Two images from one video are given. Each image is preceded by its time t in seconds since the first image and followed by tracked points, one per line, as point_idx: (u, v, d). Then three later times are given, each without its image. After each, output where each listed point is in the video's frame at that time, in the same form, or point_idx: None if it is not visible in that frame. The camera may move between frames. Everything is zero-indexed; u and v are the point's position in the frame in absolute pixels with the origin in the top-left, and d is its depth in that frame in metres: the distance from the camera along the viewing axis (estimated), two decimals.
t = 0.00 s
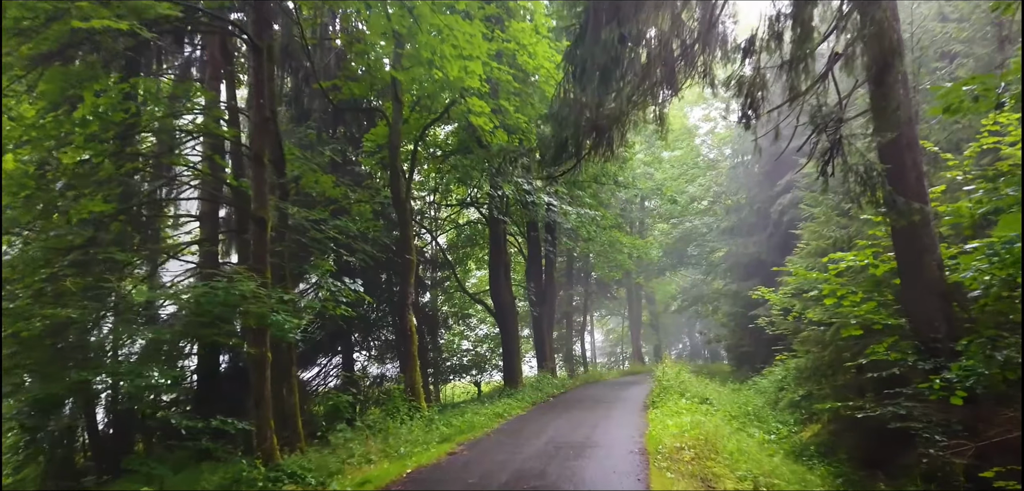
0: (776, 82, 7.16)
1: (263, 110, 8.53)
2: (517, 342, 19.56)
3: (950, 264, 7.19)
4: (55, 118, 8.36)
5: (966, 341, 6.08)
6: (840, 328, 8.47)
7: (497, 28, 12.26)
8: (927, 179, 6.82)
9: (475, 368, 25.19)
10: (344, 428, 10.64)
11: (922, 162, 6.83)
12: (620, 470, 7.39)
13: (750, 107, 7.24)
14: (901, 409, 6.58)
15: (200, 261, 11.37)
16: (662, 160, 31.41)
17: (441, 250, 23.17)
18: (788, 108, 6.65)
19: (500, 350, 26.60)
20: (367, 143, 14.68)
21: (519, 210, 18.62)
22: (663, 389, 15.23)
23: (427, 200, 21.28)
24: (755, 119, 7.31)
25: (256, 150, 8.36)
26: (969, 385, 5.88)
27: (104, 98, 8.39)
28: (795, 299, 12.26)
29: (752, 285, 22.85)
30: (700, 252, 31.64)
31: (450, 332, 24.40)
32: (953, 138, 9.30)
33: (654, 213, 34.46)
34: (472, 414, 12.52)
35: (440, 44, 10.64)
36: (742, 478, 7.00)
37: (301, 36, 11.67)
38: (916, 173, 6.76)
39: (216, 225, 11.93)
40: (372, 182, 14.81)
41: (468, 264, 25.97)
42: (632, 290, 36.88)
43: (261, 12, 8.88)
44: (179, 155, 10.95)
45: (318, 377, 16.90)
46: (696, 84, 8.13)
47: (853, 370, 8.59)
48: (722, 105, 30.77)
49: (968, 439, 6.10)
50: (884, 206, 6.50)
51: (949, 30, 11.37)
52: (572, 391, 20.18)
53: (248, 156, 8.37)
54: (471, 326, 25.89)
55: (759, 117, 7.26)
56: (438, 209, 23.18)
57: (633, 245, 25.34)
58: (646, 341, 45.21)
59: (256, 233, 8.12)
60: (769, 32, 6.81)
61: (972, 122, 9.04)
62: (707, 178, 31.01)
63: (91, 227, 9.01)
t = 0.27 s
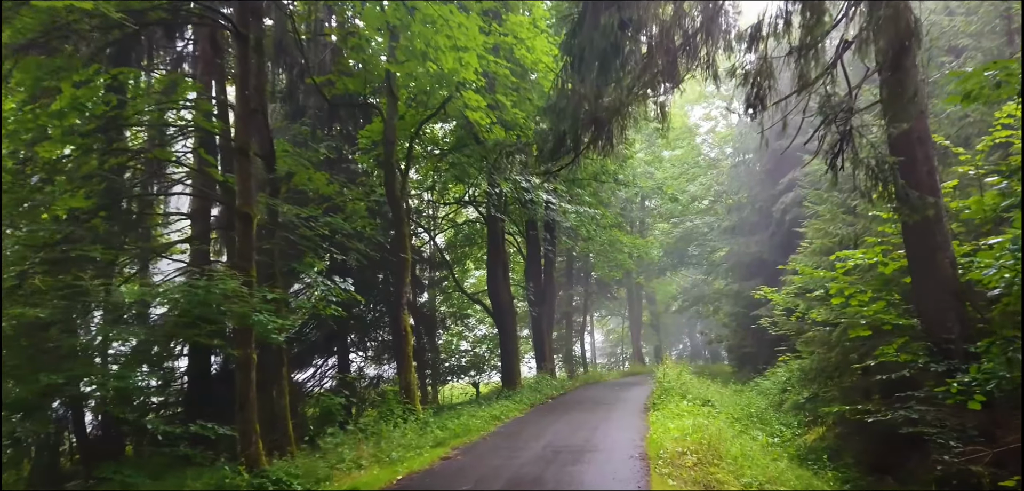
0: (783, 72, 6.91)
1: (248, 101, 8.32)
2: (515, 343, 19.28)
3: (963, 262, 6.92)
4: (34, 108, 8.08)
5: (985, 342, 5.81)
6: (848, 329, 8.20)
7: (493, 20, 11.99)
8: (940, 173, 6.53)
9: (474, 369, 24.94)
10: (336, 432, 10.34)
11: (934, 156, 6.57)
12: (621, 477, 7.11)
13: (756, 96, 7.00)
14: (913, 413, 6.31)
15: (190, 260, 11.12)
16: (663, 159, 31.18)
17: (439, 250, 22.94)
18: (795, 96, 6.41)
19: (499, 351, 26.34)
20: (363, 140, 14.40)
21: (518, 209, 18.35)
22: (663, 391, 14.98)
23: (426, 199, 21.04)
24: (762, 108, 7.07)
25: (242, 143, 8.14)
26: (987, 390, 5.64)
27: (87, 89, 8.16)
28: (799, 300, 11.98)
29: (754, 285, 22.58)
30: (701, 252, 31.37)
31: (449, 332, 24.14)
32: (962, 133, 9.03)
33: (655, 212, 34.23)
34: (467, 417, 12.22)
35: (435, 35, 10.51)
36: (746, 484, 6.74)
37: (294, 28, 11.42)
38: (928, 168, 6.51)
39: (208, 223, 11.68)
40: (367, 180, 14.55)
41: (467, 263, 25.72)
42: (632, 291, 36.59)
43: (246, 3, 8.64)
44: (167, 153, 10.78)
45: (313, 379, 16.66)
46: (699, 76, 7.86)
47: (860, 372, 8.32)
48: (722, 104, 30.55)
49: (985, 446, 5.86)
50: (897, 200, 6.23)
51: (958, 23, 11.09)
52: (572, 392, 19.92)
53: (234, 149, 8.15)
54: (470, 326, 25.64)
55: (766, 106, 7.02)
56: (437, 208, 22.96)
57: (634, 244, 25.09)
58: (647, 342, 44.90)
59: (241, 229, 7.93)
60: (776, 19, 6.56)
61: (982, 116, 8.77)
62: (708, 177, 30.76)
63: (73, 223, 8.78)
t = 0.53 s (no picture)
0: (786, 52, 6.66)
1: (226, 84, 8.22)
2: (510, 341, 18.97)
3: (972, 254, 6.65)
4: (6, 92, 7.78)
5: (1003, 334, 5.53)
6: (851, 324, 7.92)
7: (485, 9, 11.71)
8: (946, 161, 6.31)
9: (469, 369, 24.62)
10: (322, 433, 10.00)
11: (943, 143, 6.32)
12: (615, 477, 6.81)
13: (760, 75, 6.78)
14: (923, 411, 6.00)
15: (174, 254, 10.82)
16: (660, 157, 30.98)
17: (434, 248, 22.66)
18: (798, 76, 6.19)
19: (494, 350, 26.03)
20: (353, 134, 14.08)
21: (513, 205, 18.07)
22: (660, 390, 14.69)
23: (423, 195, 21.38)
24: (764, 89, 6.86)
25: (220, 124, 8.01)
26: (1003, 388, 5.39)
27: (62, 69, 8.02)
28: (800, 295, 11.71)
29: (752, 283, 22.31)
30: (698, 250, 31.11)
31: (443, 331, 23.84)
32: (964, 122, 8.81)
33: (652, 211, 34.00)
34: (458, 416, 11.88)
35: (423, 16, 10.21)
36: (746, 485, 6.45)
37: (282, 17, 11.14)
38: (936, 154, 6.25)
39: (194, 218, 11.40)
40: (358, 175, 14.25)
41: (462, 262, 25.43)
42: (629, 290, 36.35)
43: None
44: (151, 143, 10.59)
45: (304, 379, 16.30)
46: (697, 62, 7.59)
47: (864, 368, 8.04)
48: (720, 102, 30.41)
49: (998, 445, 5.62)
50: (905, 185, 6.01)
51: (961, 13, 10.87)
52: (568, 392, 19.60)
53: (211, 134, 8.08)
54: (464, 325, 25.33)
55: (769, 87, 6.80)
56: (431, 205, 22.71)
57: (630, 242, 24.86)
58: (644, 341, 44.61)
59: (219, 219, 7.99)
60: None
61: (985, 105, 8.55)
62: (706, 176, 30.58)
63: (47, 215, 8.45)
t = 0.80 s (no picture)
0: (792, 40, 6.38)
1: (205, 78, 8.27)
2: (506, 342, 18.65)
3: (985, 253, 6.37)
4: None
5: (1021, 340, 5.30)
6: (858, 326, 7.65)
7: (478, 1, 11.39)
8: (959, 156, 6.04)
9: (465, 370, 24.33)
10: (310, 440, 9.68)
11: (954, 137, 6.05)
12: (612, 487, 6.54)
13: (764, 65, 6.51)
14: (936, 419, 5.78)
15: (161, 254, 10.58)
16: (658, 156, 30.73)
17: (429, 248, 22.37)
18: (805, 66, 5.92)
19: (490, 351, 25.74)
20: (345, 131, 13.77)
21: (509, 203, 17.76)
22: (659, 392, 14.41)
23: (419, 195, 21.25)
24: (769, 79, 6.58)
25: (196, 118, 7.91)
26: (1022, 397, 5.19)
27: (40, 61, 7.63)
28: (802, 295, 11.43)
29: (751, 283, 22.03)
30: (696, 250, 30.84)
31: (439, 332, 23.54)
32: (972, 117, 8.53)
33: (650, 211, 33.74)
34: (452, 420, 11.54)
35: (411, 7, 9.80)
36: None
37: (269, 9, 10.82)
38: (947, 150, 5.98)
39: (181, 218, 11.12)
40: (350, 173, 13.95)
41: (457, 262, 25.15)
42: (628, 290, 36.06)
43: None
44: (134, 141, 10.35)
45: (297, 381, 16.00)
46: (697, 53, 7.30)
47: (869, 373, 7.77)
48: (718, 100, 30.12)
49: (1015, 454, 5.43)
50: (920, 181, 5.72)
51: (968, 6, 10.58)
52: (565, 393, 19.31)
53: (189, 131, 8.11)
54: (461, 326, 25.04)
55: (774, 77, 6.53)
56: (427, 204, 22.45)
57: (628, 242, 24.58)
58: (643, 341, 44.31)
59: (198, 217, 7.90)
60: None
61: (994, 98, 8.26)
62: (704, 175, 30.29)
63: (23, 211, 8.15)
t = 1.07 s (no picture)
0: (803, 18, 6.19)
1: (183, 65, 8.18)
2: (505, 342, 18.34)
3: (1005, 247, 6.06)
4: None
5: None
6: (869, 324, 7.35)
7: None
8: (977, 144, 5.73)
9: (464, 370, 24.03)
10: (301, 443, 9.37)
11: (971, 125, 5.75)
12: None
13: (774, 46, 6.34)
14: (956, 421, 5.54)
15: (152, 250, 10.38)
16: (659, 154, 30.43)
17: (428, 246, 22.10)
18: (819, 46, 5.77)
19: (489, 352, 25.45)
20: (339, 126, 13.45)
21: (507, 201, 17.48)
22: (661, 393, 14.10)
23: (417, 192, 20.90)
24: (778, 60, 6.43)
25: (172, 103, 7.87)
26: None
27: (8, 45, 7.25)
28: (808, 293, 11.14)
29: (754, 282, 21.70)
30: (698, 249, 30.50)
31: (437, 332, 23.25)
32: (985, 108, 8.25)
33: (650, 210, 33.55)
34: (448, 422, 11.21)
35: None
36: None
37: None
38: (966, 138, 5.67)
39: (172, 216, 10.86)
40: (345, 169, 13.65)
41: (456, 260, 24.87)
42: (628, 290, 35.77)
43: None
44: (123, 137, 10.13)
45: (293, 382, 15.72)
46: (698, 37, 7.03)
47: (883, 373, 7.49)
48: (720, 98, 29.85)
49: None
50: (938, 169, 5.42)
51: None
52: (564, 394, 18.98)
53: (168, 119, 8.09)
54: (459, 325, 24.76)
55: (783, 58, 6.37)
56: (425, 203, 22.22)
57: (629, 241, 24.29)
58: (643, 342, 43.98)
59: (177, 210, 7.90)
60: None
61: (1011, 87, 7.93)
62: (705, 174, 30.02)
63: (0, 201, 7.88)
